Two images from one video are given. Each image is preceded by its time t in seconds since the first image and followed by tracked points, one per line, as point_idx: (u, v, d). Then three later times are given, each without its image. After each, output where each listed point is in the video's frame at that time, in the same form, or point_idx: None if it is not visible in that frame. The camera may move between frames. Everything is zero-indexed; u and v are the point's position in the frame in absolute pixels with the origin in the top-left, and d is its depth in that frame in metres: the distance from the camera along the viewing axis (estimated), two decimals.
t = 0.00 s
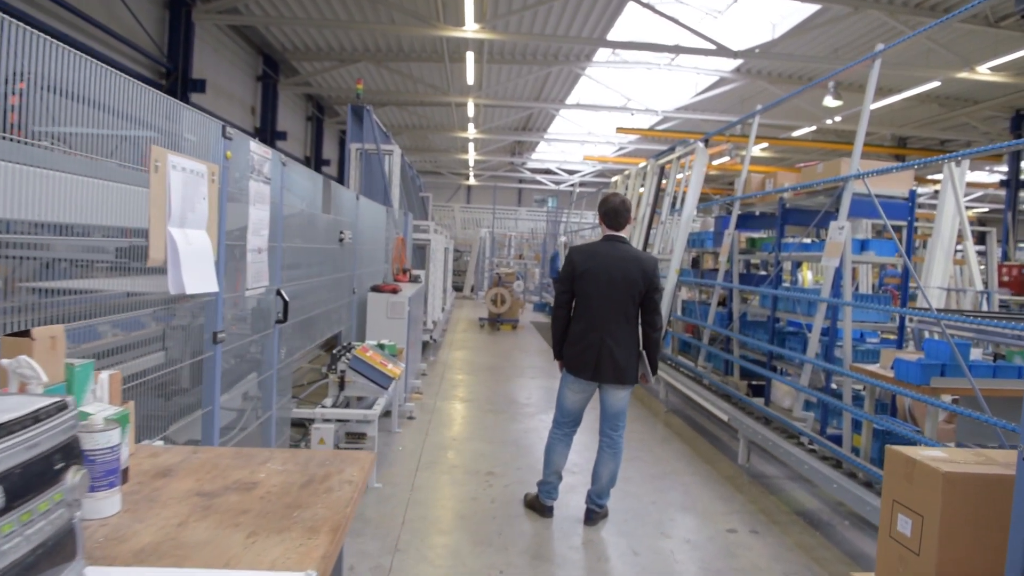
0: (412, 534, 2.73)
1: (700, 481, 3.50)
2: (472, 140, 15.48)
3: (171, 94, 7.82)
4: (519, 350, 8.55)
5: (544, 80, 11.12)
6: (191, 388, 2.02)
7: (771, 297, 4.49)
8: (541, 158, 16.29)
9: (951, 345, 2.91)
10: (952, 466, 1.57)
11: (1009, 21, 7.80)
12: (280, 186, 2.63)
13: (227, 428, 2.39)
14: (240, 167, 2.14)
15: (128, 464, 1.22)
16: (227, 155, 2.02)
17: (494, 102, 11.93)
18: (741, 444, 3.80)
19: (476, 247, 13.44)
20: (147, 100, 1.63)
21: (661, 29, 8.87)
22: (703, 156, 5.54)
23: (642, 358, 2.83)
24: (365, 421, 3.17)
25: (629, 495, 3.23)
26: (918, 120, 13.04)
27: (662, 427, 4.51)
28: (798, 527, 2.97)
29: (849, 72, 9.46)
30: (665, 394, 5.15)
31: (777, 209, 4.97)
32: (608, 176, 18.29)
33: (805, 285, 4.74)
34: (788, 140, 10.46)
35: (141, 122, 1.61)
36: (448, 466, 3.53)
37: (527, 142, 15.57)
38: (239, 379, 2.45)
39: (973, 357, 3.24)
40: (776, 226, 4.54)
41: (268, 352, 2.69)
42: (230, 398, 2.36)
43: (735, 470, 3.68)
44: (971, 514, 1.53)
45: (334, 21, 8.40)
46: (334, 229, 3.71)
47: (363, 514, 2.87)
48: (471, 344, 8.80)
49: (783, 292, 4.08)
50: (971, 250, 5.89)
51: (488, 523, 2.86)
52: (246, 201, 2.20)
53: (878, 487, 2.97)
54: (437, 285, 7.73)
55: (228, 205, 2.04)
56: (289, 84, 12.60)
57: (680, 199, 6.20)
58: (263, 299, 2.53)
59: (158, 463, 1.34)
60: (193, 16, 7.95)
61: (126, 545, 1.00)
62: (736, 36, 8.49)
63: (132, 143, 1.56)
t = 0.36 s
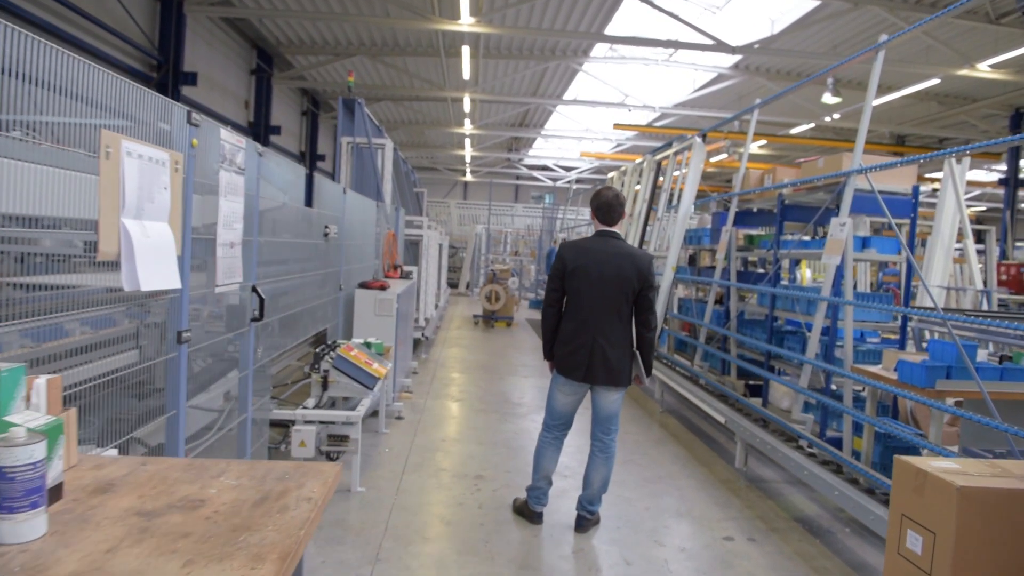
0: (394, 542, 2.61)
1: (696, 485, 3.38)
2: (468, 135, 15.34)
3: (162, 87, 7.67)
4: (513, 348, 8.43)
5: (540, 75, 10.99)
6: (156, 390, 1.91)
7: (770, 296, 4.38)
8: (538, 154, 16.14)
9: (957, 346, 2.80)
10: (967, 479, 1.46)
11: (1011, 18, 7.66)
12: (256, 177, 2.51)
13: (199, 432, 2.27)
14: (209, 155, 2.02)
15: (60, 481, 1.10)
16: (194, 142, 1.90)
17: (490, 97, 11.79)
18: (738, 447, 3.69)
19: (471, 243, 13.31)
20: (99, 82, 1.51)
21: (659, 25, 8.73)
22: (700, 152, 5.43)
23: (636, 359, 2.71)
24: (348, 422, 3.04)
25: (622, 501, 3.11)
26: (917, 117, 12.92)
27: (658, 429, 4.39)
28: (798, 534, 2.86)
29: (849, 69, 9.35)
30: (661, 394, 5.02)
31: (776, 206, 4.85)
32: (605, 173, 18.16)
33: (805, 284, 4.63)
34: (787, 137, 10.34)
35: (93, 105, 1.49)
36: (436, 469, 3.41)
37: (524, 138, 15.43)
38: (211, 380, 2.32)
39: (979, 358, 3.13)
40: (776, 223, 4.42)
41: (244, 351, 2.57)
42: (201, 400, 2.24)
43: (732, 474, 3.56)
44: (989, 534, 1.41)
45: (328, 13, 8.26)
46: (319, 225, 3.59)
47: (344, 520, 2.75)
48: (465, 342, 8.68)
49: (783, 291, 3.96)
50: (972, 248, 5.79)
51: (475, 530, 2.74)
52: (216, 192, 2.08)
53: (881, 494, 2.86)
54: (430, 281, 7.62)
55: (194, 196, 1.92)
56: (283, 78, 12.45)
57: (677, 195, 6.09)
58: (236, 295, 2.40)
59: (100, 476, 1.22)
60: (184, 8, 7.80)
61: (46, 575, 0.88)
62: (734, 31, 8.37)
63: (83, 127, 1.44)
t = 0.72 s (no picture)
0: (380, 552, 2.48)
1: (695, 487, 3.26)
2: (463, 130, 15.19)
3: (151, 82, 7.50)
4: (508, 345, 8.31)
5: (535, 68, 10.84)
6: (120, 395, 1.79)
7: (770, 290, 4.26)
8: (534, 149, 16.00)
9: (968, 341, 2.68)
10: (994, 489, 1.34)
11: (1011, 7, 7.53)
12: (229, 168, 2.38)
13: (168, 438, 2.14)
14: (174, 143, 1.90)
15: None
16: (155, 129, 1.77)
17: (485, 91, 11.63)
18: (739, 447, 3.56)
19: (466, 239, 13.19)
20: (37, 57, 1.38)
21: (655, 16, 8.49)
22: (697, 144, 5.32)
23: (633, 357, 2.59)
24: (332, 426, 2.90)
25: (619, 506, 2.99)
26: (915, 109, 12.80)
27: (656, 428, 4.27)
28: (803, 538, 2.74)
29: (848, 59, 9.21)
30: (659, 391, 4.92)
31: (775, 198, 4.73)
32: (602, 167, 18.02)
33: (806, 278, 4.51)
34: (784, 130, 10.22)
35: (29, 81, 1.35)
36: (426, 472, 3.29)
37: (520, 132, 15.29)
38: (183, 384, 2.19)
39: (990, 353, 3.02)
40: (776, 215, 4.29)
41: (220, 352, 2.44)
42: (171, 404, 2.11)
43: (733, 474, 3.44)
44: (1021, 550, 1.29)
45: (319, 6, 8.09)
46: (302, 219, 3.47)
47: (328, 529, 2.62)
48: (460, 338, 8.57)
49: (784, 285, 3.83)
50: (973, 240, 5.69)
51: (465, 538, 2.62)
52: (182, 182, 1.95)
53: (890, 497, 2.73)
54: (424, 277, 7.49)
55: (156, 186, 1.79)
56: (275, 73, 12.30)
57: (674, 188, 5.97)
58: (209, 293, 2.27)
59: (34, 498, 1.09)
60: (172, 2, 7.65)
61: None
62: (731, 22, 8.21)
63: (17, 109, 1.31)
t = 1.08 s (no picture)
0: (364, 566, 2.35)
1: (695, 492, 3.14)
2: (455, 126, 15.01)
3: (137, 78, 7.31)
4: (502, 343, 8.18)
5: (528, 62, 10.68)
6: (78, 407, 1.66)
7: (769, 286, 4.13)
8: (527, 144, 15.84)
9: (981, 339, 2.56)
10: None
11: None
12: (199, 161, 2.23)
13: (133, 449, 2.00)
14: (132, 133, 1.75)
15: None
16: (109, 117, 1.63)
17: (477, 86, 11.47)
18: (739, 450, 3.44)
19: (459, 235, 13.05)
20: None
21: (649, 9, 8.32)
22: (692, 136, 5.19)
23: (629, 359, 2.47)
24: (314, 433, 2.76)
25: (616, 513, 2.87)
26: (911, 102, 12.69)
27: (653, 429, 4.15)
28: (808, 546, 2.62)
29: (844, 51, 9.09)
30: (655, 390, 4.79)
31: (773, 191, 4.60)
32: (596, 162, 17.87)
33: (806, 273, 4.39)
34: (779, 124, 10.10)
35: None
36: (415, 478, 3.15)
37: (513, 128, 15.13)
38: (148, 392, 2.05)
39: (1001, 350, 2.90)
40: (775, 209, 4.16)
41: (190, 357, 2.29)
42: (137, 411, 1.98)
43: (734, 478, 3.32)
44: None
45: None
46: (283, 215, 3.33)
47: (309, 542, 2.49)
48: (453, 336, 8.43)
49: (784, 281, 3.71)
50: (973, 234, 5.58)
51: (454, 550, 2.49)
52: (143, 175, 1.81)
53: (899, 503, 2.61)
54: (415, 275, 7.35)
55: (109, 178, 1.65)
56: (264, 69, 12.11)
57: (669, 181, 5.83)
58: (177, 294, 2.13)
59: None
60: None
61: None
62: (726, 13, 8.05)
63: None
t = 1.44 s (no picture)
0: None
1: (693, 499, 3.01)
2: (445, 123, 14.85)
3: (119, 75, 7.11)
4: (493, 342, 8.04)
5: (518, 59, 10.53)
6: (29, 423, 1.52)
7: (767, 282, 4.01)
8: (518, 142, 15.71)
9: (993, 338, 2.45)
10: None
11: None
12: (163, 155, 2.09)
13: (97, 464, 1.86)
14: (82, 124, 1.61)
15: None
16: (54, 104, 1.48)
17: (466, 83, 11.31)
18: (738, 454, 3.31)
19: (450, 234, 12.89)
20: None
21: (639, 4, 8.20)
22: (686, 130, 5.07)
23: (625, 362, 2.34)
24: (293, 443, 2.62)
25: (612, 523, 2.73)
26: (901, 96, 12.61)
27: (648, 431, 4.02)
28: (813, 557, 2.49)
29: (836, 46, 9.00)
30: (650, 391, 4.67)
31: (770, 185, 4.48)
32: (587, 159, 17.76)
33: (804, 270, 4.27)
34: (771, 119, 10.00)
35: None
36: (401, 487, 3.01)
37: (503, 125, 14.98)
38: (113, 402, 1.92)
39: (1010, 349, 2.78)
40: (772, 203, 4.04)
41: (156, 366, 2.13)
42: (100, 422, 1.84)
43: (735, 484, 3.19)
44: None
45: None
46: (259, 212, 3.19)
47: (287, 558, 2.35)
48: (443, 336, 8.29)
49: (783, 278, 3.59)
50: (968, 229, 5.49)
51: (441, 565, 2.35)
52: (96, 169, 1.66)
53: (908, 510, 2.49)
54: (404, 273, 7.20)
55: (55, 172, 1.51)
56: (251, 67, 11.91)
57: (662, 176, 5.71)
58: (139, 298, 1.98)
59: None
60: None
61: None
62: (718, 7, 8.05)
63: None
